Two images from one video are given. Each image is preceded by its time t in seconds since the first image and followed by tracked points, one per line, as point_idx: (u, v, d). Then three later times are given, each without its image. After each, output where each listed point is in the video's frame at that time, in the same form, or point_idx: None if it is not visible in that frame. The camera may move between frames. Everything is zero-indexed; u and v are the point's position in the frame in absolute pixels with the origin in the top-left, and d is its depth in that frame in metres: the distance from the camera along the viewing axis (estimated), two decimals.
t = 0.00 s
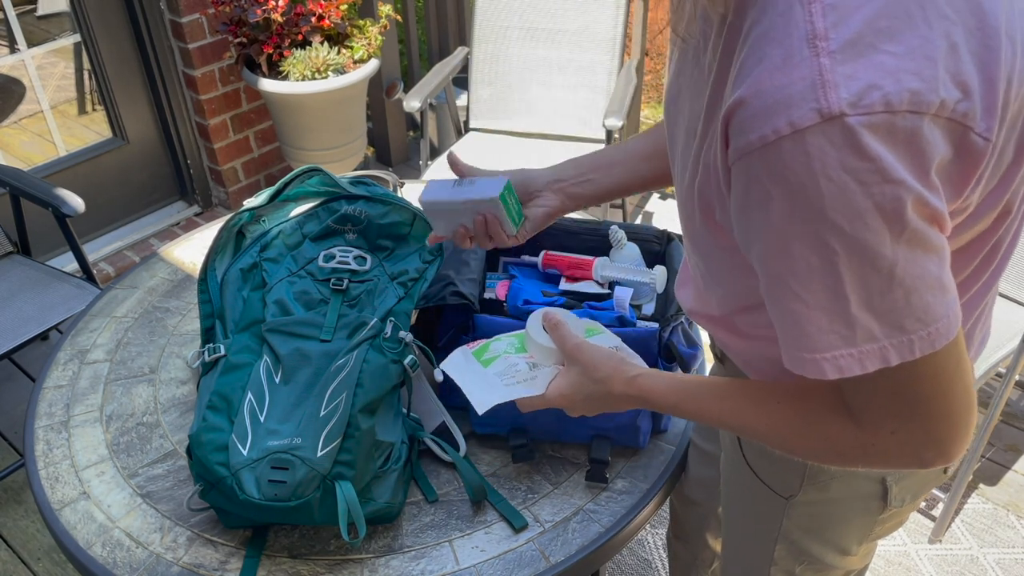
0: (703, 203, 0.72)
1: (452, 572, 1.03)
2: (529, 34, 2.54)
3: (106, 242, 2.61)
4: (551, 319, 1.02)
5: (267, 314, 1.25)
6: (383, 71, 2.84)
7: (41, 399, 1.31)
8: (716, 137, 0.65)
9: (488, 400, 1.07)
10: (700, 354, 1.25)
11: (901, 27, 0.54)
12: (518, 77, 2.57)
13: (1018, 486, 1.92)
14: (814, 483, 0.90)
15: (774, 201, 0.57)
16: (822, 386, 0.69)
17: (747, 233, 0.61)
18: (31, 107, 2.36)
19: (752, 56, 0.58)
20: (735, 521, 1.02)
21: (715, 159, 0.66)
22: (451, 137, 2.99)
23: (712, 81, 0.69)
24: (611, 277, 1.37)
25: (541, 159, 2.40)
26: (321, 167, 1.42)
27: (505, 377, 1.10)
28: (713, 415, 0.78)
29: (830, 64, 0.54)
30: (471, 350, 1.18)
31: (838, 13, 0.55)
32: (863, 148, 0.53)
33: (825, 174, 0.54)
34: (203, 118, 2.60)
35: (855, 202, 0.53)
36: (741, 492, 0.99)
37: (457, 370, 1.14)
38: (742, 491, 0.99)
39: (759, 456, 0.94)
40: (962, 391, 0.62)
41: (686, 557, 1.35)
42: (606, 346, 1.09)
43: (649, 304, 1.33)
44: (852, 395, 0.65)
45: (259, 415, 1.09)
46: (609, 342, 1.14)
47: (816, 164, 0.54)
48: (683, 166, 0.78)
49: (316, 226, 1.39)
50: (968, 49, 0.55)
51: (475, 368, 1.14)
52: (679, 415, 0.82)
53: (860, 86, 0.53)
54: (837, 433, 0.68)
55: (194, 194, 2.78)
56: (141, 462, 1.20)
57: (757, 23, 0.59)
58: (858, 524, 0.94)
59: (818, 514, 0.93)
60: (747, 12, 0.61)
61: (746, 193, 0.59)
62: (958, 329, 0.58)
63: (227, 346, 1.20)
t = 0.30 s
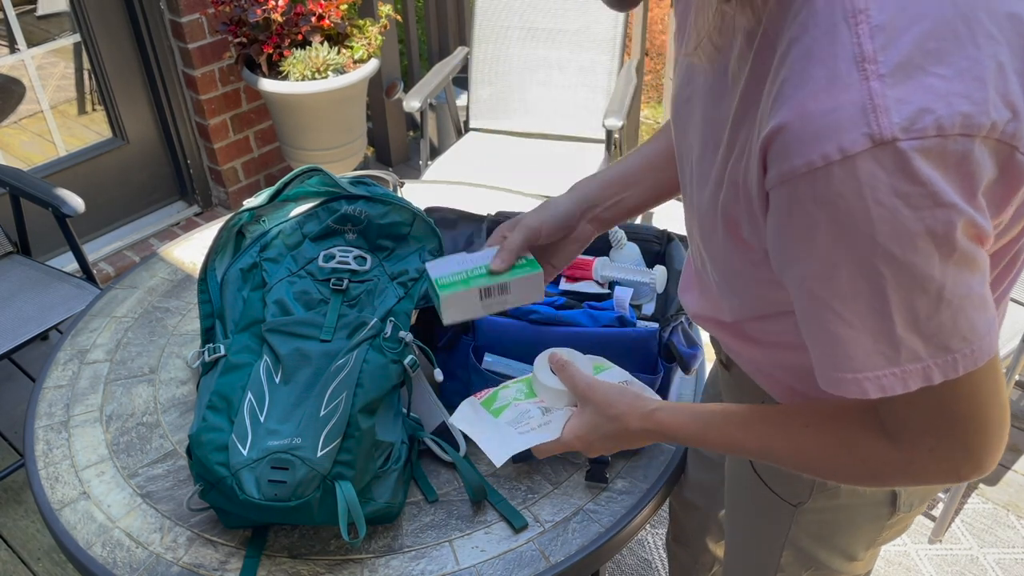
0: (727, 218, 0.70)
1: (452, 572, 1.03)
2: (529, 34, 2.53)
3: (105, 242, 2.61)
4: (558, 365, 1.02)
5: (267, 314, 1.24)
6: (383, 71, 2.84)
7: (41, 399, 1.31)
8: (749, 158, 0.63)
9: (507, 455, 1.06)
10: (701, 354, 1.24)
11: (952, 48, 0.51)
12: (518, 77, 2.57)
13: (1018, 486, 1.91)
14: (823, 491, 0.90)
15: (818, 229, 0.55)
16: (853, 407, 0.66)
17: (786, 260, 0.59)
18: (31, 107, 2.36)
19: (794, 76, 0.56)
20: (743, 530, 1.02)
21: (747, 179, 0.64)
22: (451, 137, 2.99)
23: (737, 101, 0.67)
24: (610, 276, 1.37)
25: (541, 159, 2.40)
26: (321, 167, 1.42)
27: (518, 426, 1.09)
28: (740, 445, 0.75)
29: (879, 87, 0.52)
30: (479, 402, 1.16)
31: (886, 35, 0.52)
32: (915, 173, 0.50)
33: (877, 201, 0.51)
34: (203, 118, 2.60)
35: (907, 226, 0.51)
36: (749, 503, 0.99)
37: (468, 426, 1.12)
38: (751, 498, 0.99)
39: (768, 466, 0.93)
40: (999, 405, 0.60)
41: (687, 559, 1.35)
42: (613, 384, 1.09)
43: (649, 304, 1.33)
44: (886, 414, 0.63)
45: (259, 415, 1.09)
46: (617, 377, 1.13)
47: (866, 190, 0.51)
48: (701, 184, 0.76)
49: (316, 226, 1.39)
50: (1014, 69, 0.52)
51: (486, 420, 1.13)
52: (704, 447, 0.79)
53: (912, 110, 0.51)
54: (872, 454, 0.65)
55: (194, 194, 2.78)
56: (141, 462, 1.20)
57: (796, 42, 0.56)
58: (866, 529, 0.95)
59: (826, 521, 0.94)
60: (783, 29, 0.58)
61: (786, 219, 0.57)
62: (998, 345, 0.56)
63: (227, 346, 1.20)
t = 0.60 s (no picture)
0: (744, 230, 0.70)
1: (452, 572, 1.03)
2: (529, 34, 2.53)
3: (106, 242, 2.61)
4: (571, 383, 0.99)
5: (267, 314, 1.25)
6: (383, 71, 2.84)
7: (40, 399, 1.31)
8: (771, 177, 0.63)
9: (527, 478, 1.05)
10: (700, 355, 1.24)
11: (984, 73, 0.52)
12: (518, 77, 2.57)
13: (1019, 485, 1.91)
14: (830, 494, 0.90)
15: (848, 255, 0.55)
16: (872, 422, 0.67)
17: (811, 284, 0.59)
18: (31, 107, 2.36)
19: (824, 101, 0.55)
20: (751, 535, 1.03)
21: (768, 197, 0.63)
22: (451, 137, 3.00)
23: (755, 120, 0.68)
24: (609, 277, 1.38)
25: (542, 159, 2.40)
26: (321, 167, 1.41)
27: (537, 447, 1.07)
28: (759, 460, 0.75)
29: (913, 113, 0.52)
30: (496, 423, 1.14)
31: (918, 60, 0.52)
32: (948, 200, 0.51)
33: (909, 227, 0.52)
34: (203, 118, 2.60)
35: (938, 252, 0.52)
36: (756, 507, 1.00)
37: (488, 450, 1.11)
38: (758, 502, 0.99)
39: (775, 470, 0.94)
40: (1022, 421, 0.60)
41: (687, 559, 1.35)
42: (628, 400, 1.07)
43: (649, 304, 1.33)
44: (907, 429, 0.63)
45: (259, 415, 1.09)
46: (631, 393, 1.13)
47: (898, 217, 0.52)
48: (716, 195, 0.76)
49: (316, 226, 1.39)
50: None
51: (504, 442, 1.11)
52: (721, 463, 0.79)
53: (946, 136, 0.51)
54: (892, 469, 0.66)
55: (194, 194, 2.78)
56: (141, 462, 1.20)
57: (825, 65, 0.56)
58: (873, 532, 0.95)
59: (834, 524, 0.94)
60: (811, 52, 0.58)
61: (813, 243, 0.57)
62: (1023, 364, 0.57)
63: (227, 346, 1.20)
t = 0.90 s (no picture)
0: (762, 236, 0.70)
1: (452, 572, 1.03)
2: (530, 34, 2.53)
3: (106, 242, 2.61)
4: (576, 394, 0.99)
5: (267, 314, 1.25)
6: (383, 71, 2.83)
7: (41, 399, 1.31)
8: (794, 184, 0.63)
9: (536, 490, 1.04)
10: (701, 356, 1.25)
11: (1015, 76, 0.52)
12: (518, 77, 2.57)
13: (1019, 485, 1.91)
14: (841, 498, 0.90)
15: (879, 264, 0.55)
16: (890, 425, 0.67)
17: (837, 292, 0.59)
18: (31, 107, 2.36)
19: (853, 107, 0.55)
20: (758, 538, 1.03)
21: (791, 204, 0.64)
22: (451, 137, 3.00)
23: (772, 125, 0.68)
24: (609, 277, 1.37)
25: (542, 160, 2.40)
26: (321, 167, 1.42)
27: (545, 458, 1.06)
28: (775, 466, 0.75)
29: (946, 118, 0.52)
30: (501, 434, 1.13)
31: (949, 64, 0.53)
32: (983, 205, 0.51)
33: (942, 232, 0.52)
34: (203, 118, 2.60)
35: (971, 256, 0.52)
36: (764, 509, 1.00)
37: (495, 463, 1.10)
38: (766, 506, 0.99)
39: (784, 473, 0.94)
40: None
41: (687, 560, 1.34)
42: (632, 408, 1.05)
43: (649, 304, 1.33)
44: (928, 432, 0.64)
45: (259, 415, 1.09)
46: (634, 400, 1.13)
47: (932, 222, 0.52)
48: (730, 200, 0.76)
49: (316, 226, 1.39)
50: None
51: (511, 453, 1.10)
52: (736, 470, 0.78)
53: (979, 141, 0.51)
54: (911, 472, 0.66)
55: (194, 194, 2.78)
56: (141, 462, 1.20)
57: (853, 70, 0.56)
58: (882, 534, 0.95)
59: (844, 526, 0.94)
60: (835, 56, 0.58)
61: (842, 251, 0.57)
62: None
63: (227, 346, 1.19)
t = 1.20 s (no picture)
0: (775, 242, 0.70)
1: (452, 572, 1.03)
2: (530, 34, 2.53)
3: (106, 242, 2.61)
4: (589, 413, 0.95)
5: (267, 314, 1.25)
6: (383, 71, 2.83)
7: (41, 399, 1.31)
8: (810, 191, 0.63)
9: (554, 511, 0.97)
10: (701, 356, 1.24)
11: None
12: (519, 77, 2.57)
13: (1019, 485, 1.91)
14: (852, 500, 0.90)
15: (902, 270, 0.55)
16: (908, 429, 0.67)
17: (858, 300, 0.59)
18: (31, 107, 2.36)
19: (872, 113, 0.55)
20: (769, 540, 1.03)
21: (807, 210, 0.64)
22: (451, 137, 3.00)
23: (782, 132, 0.68)
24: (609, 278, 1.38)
25: (543, 160, 2.39)
26: (321, 167, 1.42)
27: (558, 479, 0.99)
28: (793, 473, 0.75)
29: (967, 123, 0.52)
30: (509, 455, 1.06)
31: (968, 70, 0.53)
32: (1005, 210, 0.51)
33: (965, 237, 0.52)
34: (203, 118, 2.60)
35: (995, 261, 0.51)
36: (775, 512, 1.00)
37: (506, 487, 1.02)
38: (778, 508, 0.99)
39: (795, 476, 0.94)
40: None
41: (689, 561, 1.34)
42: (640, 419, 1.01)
43: (649, 304, 1.33)
44: (947, 436, 0.64)
45: (259, 414, 1.09)
46: (643, 411, 1.07)
47: (956, 228, 0.52)
48: (738, 206, 0.76)
49: (316, 226, 1.39)
50: None
51: (521, 476, 1.03)
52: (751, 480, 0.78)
53: (1002, 145, 0.51)
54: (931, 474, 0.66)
55: (194, 194, 2.78)
56: (141, 462, 1.20)
57: (870, 77, 0.56)
58: (891, 535, 0.95)
59: (853, 527, 0.94)
60: (850, 61, 0.58)
61: (864, 257, 0.57)
62: None
63: (227, 346, 1.20)
